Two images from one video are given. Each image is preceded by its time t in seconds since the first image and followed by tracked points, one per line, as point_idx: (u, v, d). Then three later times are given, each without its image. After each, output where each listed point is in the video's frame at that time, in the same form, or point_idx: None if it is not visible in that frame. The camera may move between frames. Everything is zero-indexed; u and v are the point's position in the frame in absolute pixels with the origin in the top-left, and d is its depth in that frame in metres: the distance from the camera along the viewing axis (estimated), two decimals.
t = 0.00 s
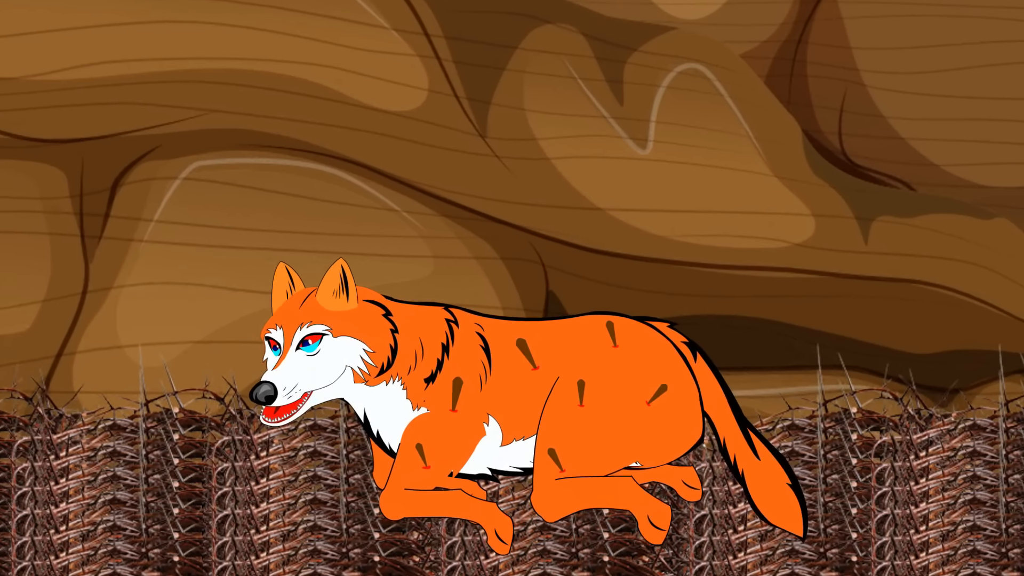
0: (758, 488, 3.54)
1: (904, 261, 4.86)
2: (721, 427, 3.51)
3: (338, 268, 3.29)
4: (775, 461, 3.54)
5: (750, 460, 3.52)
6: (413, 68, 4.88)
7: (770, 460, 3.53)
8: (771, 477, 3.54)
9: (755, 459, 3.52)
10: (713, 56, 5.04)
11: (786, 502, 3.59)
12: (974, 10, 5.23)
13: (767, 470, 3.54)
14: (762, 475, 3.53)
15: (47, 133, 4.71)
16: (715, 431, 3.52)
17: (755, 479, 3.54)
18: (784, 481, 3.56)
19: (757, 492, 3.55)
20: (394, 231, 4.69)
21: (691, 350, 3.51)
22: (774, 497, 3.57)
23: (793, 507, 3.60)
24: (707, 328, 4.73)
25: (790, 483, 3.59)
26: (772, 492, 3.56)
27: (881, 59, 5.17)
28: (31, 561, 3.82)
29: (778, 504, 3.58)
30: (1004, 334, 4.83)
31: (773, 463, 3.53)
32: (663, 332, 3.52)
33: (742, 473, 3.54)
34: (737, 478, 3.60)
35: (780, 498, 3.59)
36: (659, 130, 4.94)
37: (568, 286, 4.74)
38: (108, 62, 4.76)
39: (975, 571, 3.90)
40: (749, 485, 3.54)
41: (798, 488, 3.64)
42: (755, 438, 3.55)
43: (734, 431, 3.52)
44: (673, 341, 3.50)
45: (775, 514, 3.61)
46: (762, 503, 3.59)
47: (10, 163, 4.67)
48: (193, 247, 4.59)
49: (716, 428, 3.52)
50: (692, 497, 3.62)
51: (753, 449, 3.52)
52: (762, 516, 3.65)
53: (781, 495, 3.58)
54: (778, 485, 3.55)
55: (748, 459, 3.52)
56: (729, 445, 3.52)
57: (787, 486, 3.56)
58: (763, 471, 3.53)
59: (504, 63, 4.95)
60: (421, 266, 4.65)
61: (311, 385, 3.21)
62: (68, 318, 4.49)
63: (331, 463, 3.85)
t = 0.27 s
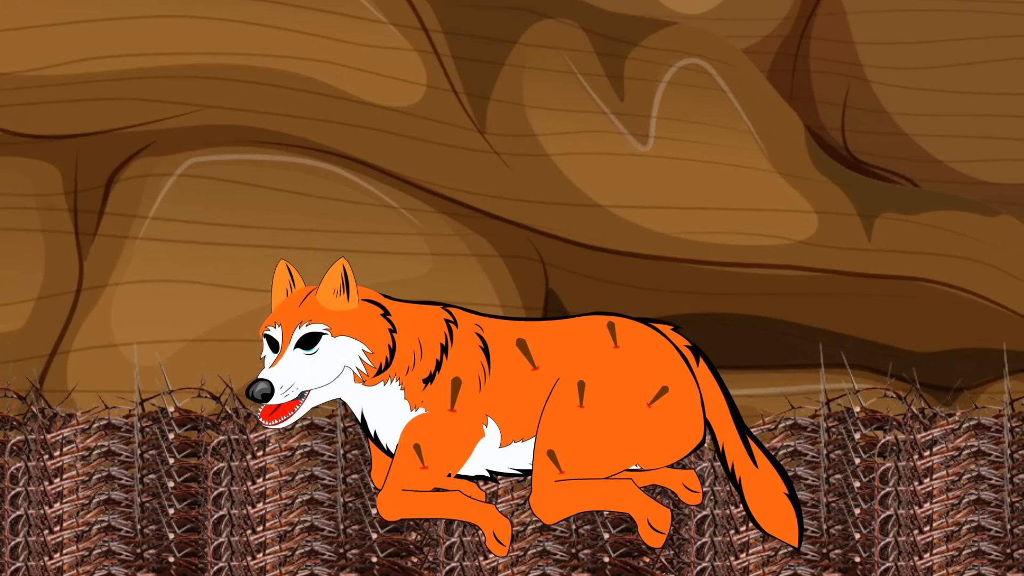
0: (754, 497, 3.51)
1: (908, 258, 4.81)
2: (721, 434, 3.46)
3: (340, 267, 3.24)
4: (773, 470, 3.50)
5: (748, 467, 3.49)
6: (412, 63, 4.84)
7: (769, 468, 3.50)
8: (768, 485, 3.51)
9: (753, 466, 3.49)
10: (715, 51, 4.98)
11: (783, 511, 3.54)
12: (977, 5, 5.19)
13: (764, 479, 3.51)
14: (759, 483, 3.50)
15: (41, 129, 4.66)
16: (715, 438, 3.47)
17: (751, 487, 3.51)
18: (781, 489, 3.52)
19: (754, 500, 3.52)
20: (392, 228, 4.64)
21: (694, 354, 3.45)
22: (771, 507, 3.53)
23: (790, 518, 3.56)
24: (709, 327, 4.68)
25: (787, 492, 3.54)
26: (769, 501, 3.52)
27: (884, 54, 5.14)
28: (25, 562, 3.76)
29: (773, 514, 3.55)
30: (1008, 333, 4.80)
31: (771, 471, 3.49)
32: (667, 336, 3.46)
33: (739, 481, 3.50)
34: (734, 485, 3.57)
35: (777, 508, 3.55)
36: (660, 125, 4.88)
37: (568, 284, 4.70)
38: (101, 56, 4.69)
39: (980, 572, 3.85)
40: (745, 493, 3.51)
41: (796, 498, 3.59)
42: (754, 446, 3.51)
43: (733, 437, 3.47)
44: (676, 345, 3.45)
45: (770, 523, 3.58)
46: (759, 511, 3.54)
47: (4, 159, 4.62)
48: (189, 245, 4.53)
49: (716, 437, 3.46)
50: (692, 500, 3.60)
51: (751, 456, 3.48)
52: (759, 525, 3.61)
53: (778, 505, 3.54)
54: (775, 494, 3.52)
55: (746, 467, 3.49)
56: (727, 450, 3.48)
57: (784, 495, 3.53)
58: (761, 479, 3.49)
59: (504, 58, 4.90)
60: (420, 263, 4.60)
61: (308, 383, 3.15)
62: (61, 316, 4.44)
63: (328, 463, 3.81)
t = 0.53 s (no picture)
0: (750, 504, 3.43)
1: (911, 256, 4.76)
2: (720, 439, 3.40)
3: (340, 266, 3.21)
4: (771, 479, 3.43)
5: (747, 476, 3.42)
6: (409, 58, 4.78)
7: (767, 477, 3.43)
8: (765, 493, 3.42)
9: (752, 475, 3.42)
10: (717, 46, 4.94)
11: (778, 520, 3.45)
12: None
13: (762, 488, 3.43)
14: (756, 491, 3.42)
15: (34, 124, 4.59)
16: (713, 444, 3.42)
17: (749, 495, 3.42)
18: (778, 498, 3.43)
19: (750, 508, 3.43)
20: (389, 226, 4.58)
21: (697, 358, 3.41)
22: (767, 515, 3.44)
23: (785, 526, 3.45)
24: (710, 325, 4.64)
25: (784, 501, 3.46)
26: (765, 510, 3.43)
27: (887, 49, 5.08)
28: (19, 563, 3.68)
29: (769, 522, 3.45)
30: (1012, 331, 4.75)
31: (770, 480, 3.42)
32: (670, 339, 3.42)
33: (736, 488, 3.43)
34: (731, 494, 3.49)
35: (773, 517, 3.45)
36: (661, 121, 4.84)
37: (568, 282, 4.65)
38: (96, 51, 4.64)
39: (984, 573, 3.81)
40: (742, 501, 3.43)
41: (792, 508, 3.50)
42: (754, 454, 3.45)
43: (733, 442, 3.41)
44: (679, 348, 3.40)
45: (766, 532, 3.47)
46: (754, 519, 3.45)
47: None
48: (185, 242, 4.48)
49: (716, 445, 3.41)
50: (693, 503, 3.56)
51: (749, 464, 3.42)
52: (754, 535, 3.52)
53: (774, 514, 3.45)
54: (772, 503, 3.43)
55: (743, 476, 3.42)
56: (725, 456, 3.43)
57: (781, 504, 3.44)
58: (758, 488, 3.42)
59: (503, 53, 4.85)
60: (418, 261, 4.55)
61: (306, 382, 3.11)
62: (56, 314, 4.39)
63: (325, 463, 3.77)
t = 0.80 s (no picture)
0: (759, 500, 3.37)
1: (914, 254, 4.71)
2: (725, 434, 3.36)
3: (329, 269, 3.12)
4: (778, 474, 3.37)
5: (753, 472, 3.37)
6: (408, 53, 4.73)
7: (774, 472, 3.37)
8: (774, 489, 3.37)
9: (758, 471, 3.37)
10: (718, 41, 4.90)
11: (789, 516, 3.38)
12: None
13: (770, 483, 3.38)
14: (764, 487, 3.37)
15: (27, 120, 4.53)
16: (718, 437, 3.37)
17: (756, 491, 3.37)
18: (786, 494, 3.37)
19: (758, 504, 3.38)
20: (387, 223, 4.53)
21: (697, 354, 3.36)
22: (776, 512, 3.38)
23: (796, 522, 3.39)
24: (712, 323, 4.59)
25: (792, 496, 3.39)
26: (774, 506, 3.38)
27: (890, 45, 5.06)
28: (13, 563, 3.67)
29: (779, 518, 3.39)
30: (1018, 329, 4.68)
31: (777, 475, 3.37)
32: (669, 336, 3.37)
33: (743, 485, 3.38)
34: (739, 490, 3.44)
35: (783, 513, 3.39)
36: (662, 117, 4.80)
37: (568, 279, 4.59)
38: (93, 47, 4.61)
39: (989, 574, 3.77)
40: (750, 497, 3.37)
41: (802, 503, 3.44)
42: (759, 449, 3.39)
43: (737, 437, 3.37)
44: (679, 345, 3.36)
45: (777, 528, 3.39)
46: (763, 516, 3.40)
47: None
48: (181, 239, 4.43)
49: (719, 437, 3.37)
50: (695, 503, 3.52)
51: (756, 460, 3.36)
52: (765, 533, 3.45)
53: (782, 509, 3.39)
54: (781, 498, 3.37)
55: (750, 471, 3.36)
56: (730, 452, 3.39)
57: (790, 500, 3.37)
58: (766, 483, 3.36)
59: (502, 48, 4.80)
60: (416, 258, 4.49)
61: (303, 390, 3.06)
62: (50, 312, 4.33)
63: (322, 463, 3.71)
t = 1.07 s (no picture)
0: (766, 491, 3.36)
1: (916, 250, 4.67)
2: (729, 426, 3.33)
3: (323, 263, 3.08)
4: (784, 463, 3.37)
5: (759, 463, 3.34)
6: (406, 48, 4.68)
7: (780, 462, 3.36)
8: (780, 479, 3.36)
9: (764, 462, 3.34)
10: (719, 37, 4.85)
11: (796, 505, 3.39)
12: None
13: (776, 473, 3.37)
14: (770, 478, 3.35)
15: (22, 116, 4.49)
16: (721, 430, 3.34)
17: (763, 482, 3.36)
18: (793, 483, 3.37)
19: (765, 495, 3.37)
20: (385, 220, 4.49)
21: (697, 347, 3.32)
22: (783, 501, 3.38)
23: (802, 511, 3.41)
24: (714, 321, 4.54)
25: (800, 486, 3.40)
26: (781, 496, 3.37)
27: (892, 40, 5.01)
28: (6, 564, 3.60)
29: (786, 508, 3.39)
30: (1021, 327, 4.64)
31: (783, 465, 3.36)
32: (668, 329, 3.32)
33: (749, 476, 3.36)
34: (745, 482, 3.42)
35: (790, 503, 3.40)
36: (663, 113, 4.75)
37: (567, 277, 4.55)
38: (87, 41, 4.55)
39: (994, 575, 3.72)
40: (756, 488, 3.36)
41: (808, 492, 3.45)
42: (764, 441, 3.37)
43: (741, 430, 3.33)
44: (679, 338, 3.31)
45: (784, 518, 3.42)
46: (770, 506, 3.39)
47: None
48: (176, 236, 4.39)
49: (722, 428, 3.34)
50: (697, 500, 3.48)
51: (761, 451, 3.34)
52: (773, 523, 3.45)
53: (790, 499, 3.39)
54: (788, 488, 3.37)
55: (756, 463, 3.34)
56: (735, 444, 3.34)
57: (797, 489, 3.38)
58: (772, 474, 3.35)
59: (501, 43, 4.75)
60: (415, 256, 4.45)
61: (299, 387, 3.01)
62: (44, 311, 4.28)
63: (319, 462, 3.67)
